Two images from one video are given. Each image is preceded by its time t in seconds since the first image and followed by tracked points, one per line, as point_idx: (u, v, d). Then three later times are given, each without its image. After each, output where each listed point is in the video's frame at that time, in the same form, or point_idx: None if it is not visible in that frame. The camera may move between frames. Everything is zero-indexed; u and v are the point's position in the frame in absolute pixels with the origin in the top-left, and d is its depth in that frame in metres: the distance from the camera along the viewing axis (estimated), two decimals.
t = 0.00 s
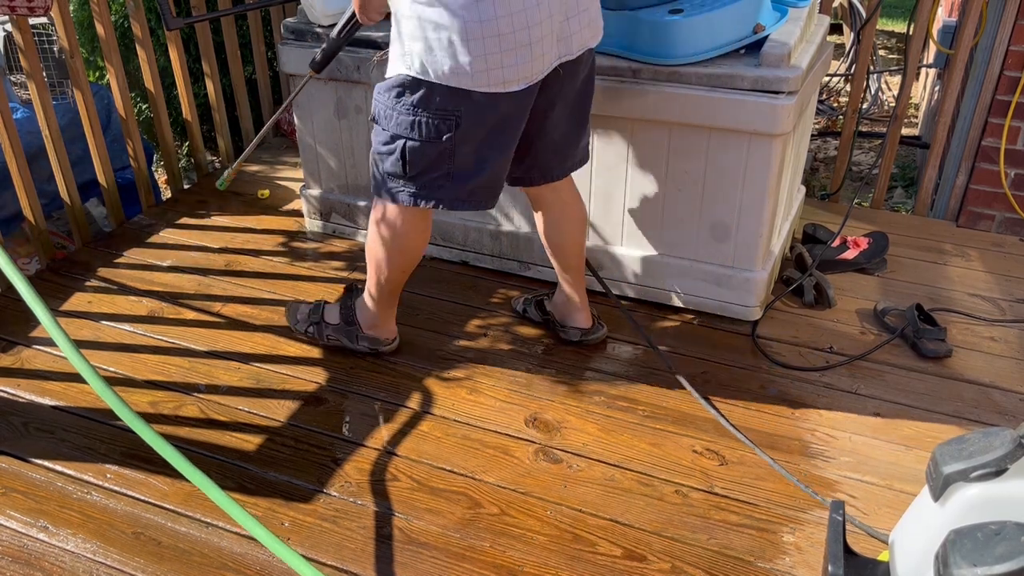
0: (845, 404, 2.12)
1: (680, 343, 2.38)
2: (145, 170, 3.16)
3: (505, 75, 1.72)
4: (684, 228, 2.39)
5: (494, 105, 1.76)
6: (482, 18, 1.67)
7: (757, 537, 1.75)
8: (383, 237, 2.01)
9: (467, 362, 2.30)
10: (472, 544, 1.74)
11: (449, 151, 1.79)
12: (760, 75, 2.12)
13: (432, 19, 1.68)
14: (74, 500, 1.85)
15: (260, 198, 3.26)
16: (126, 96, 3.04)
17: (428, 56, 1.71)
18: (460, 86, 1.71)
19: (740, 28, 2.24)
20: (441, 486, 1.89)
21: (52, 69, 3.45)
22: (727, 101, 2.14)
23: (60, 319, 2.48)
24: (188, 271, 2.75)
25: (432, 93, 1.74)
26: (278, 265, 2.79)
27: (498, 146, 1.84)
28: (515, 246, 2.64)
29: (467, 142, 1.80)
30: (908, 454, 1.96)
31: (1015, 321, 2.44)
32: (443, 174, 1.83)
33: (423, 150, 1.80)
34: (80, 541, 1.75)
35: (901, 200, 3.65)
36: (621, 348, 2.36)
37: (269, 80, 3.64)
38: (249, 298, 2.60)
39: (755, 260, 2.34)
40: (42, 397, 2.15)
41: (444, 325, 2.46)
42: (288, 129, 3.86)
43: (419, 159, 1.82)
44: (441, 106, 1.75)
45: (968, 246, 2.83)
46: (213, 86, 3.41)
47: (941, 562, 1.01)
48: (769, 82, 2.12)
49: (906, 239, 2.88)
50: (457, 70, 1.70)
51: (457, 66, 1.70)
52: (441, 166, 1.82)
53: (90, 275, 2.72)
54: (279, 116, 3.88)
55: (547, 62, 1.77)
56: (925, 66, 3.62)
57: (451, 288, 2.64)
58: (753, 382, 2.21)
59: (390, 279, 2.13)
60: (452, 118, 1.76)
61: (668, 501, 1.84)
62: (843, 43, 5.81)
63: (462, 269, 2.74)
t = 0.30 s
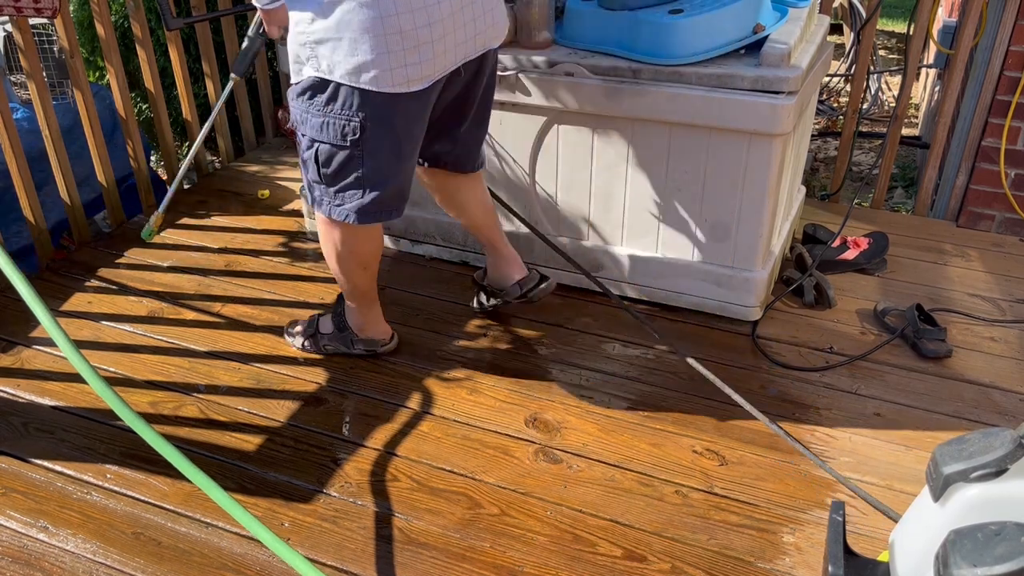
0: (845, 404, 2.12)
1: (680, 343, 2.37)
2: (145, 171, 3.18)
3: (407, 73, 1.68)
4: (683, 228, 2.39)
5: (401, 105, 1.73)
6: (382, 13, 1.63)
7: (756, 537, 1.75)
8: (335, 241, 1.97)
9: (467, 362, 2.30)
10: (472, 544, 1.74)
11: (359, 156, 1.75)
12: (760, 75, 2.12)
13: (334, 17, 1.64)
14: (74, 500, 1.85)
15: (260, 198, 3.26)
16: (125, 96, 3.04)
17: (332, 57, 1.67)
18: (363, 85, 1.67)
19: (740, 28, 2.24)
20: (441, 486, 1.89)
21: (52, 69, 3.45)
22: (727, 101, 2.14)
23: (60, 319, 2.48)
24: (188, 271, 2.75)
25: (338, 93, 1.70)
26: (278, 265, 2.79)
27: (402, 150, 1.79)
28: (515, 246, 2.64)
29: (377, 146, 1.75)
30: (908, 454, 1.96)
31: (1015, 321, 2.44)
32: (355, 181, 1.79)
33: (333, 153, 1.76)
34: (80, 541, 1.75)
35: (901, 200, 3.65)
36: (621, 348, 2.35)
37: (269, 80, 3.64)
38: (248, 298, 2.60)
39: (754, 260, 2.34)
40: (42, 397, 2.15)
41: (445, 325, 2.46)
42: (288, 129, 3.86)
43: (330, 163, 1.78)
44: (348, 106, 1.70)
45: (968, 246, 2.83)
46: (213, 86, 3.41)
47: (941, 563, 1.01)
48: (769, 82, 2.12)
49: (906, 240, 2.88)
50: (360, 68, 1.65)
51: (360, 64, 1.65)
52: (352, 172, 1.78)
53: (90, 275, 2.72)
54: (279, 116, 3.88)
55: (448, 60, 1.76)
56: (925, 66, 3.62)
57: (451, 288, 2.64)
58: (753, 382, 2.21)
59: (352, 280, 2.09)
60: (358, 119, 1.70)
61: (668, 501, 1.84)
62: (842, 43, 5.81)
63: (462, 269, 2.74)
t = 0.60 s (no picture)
0: (845, 404, 2.12)
1: (681, 343, 2.37)
2: (145, 170, 3.17)
3: (392, 63, 1.72)
4: (683, 228, 2.39)
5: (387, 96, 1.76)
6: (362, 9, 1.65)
7: (756, 537, 1.75)
8: (318, 239, 1.97)
9: (468, 362, 2.30)
10: (472, 544, 1.74)
11: (349, 150, 1.75)
12: (759, 75, 2.12)
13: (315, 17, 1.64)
14: (74, 500, 1.85)
15: (260, 199, 3.26)
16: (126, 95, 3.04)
17: (315, 56, 1.66)
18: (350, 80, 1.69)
19: (740, 28, 2.25)
20: (440, 485, 1.89)
21: (52, 69, 3.45)
22: (727, 101, 2.14)
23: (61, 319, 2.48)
24: (188, 271, 2.75)
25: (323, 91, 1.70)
26: (278, 265, 2.79)
27: (388, 142, 1.82)
28: (515, 247, 2.64)
29: (366, 140, 1.76)
30: (908, 454, 1.96)
31: (1015, 321, 2.44)
32: (346, 176, 1.78)
33: (320, 151, 1.74)
34: (80, 541, 1.75)
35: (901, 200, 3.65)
36: (621, 348, 2.35)
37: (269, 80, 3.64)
38: (248, 298, 2.60)
39: (754, 260, 2.34)
40: (42, 397, 2.15)
41: (445, 325, 2.46)
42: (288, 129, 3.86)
43: (317, 162, 1.76)
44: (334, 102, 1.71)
45: (968, 246, 2.83)
46: (213, 86, 3.41)
47: (941, 562, 1.01)
48: (769, 82, 2.12)
49: (906, 239, 2.88)
50: (347, 64, 1.67)
51: (346, 60, 1.67)
52: (341, 168, 1.77)
53: (91, 275, 2.72)
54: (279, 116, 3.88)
55: (424, 48, 1.81)
56: (925, 67, 3.62)
57: (450, 288, 2.64)
58: (753, 382, 2.21)
59: (342, 279, 2.09)
60: (348, 114, 1.71)
61: (668, 501, 1.84)
62: (843, 43, 5.81)
63: (462, 269, 2.74)
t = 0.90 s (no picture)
0: (845, 404, 2.12)
1: (682, 343, 2.37)
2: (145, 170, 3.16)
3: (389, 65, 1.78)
4: (684, 228, 2.39)
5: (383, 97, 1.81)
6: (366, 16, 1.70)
7: (757, 537, 1.75)
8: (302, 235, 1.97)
9: (468, 362, 2.30)
10: (473, 544, 1.74)
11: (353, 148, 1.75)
12: (760, 75, 2.13)
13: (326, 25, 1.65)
14: (75, 500, 1.85)
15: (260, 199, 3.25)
16: (125, 95, 3.03)
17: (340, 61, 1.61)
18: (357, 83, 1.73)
19: (740, 28, 2.26)
20: (441, 486, 1.88)
21: (52, 69, 3.45)
22: (728, 101, 2.14)
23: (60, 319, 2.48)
24: (188, 271, 2.75)
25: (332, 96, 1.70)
26: (278, 266, 2.79)
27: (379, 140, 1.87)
28: (515, 247, 2.63)
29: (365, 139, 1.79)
30: (908, 454, 1.96)
31: (1015, 321, 2.45)
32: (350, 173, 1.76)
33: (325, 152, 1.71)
34: (80, 541, 1.75)
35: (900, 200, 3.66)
36: (621, 348, 2.35)
37: (270, 80, 3.63)
38: (248, 298, 2.60)
39: (755, 260, 2.34)
40: (42, 397, 2.15)
41: (445, 325, 2.46)
42: (288, 129, 3.85)
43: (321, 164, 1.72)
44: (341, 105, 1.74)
45: (968, 246, 2.83)
46: (213, 86, 3.40)
47: (949, 561, 1.01)
48: (769, 82, 2.12)
49: (906, 240, 2.88)
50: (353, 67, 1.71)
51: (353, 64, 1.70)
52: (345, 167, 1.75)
53: (90, 275, 2.72)
54: (279, 116, 3.87)
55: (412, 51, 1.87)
56: (925, 67, 3.62)
57: (451, 288, 2.64)
58: (754, 382, 2.21)
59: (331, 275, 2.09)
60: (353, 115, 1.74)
61: (668, 501, 1.84)
62: (843, 43, 5.82)
63: (462, 269, 2.74)
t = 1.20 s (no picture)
0: (846, 404, 2.12)
1: (682, 343, 2.37)
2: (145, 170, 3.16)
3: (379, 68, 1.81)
4: (684, 228, 2.39)
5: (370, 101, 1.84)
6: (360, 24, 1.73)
7: (757, 537, 1.75)
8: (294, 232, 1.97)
9: (468, 362, 2.30)
10: (473, 544, 1.74)
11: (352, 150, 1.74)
12: (760, 75, 2.12)
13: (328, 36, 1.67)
14: (75, 500, 1.85)
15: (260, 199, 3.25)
16: (125, 95, 3.03)
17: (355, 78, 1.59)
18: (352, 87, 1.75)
19: (741, 28, 2.26)
20: (441, 486, 1.88)
21: (52, 69, 3.44)
22: (728, 101, 2.14)
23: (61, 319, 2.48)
24: (188, 271, 2.75)
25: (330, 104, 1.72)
26: (278, 266, 2.79)
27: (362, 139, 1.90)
28: (515, 247, 2.63)
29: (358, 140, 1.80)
30: (908, 454, 1.96)
31: (1015, 321, 2.44)
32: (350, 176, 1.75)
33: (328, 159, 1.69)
34: (80, 541, 1.75)
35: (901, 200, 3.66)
36: (622, 348, 2.35)
37: (270, 80, 3.63)
38: (248, 298, 2.60)
39: (755, 260, 2.34)
40: (42, 397, 2.15)
41: (445, 325, 2.46)
42: (288, 128, 3.85)
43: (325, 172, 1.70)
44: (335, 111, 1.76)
45: (968, 246, 2.83)
46: (213, 86, 3.40)
47: (950, 561, 1.01)
48: (769, 82, 2.12)
49: (906, 240, 2.88)
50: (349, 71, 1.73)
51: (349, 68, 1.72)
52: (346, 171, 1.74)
53: (90, 275, 2.72)
54: (279, 116, 3.87)
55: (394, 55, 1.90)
56: (925, 66, 3.62)
57: (451, 288, 2.64)
58: (754, 381, 2.21)
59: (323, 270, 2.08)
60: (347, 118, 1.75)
61: (668, 501, 1.84)
62: (843, 43, 5.81)
63: (462, 269, 2.74)
